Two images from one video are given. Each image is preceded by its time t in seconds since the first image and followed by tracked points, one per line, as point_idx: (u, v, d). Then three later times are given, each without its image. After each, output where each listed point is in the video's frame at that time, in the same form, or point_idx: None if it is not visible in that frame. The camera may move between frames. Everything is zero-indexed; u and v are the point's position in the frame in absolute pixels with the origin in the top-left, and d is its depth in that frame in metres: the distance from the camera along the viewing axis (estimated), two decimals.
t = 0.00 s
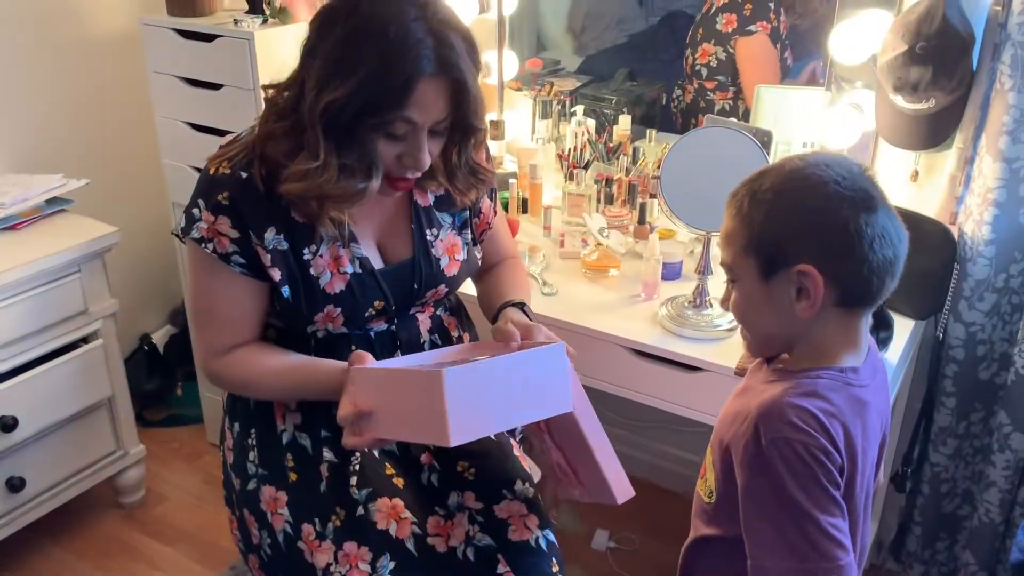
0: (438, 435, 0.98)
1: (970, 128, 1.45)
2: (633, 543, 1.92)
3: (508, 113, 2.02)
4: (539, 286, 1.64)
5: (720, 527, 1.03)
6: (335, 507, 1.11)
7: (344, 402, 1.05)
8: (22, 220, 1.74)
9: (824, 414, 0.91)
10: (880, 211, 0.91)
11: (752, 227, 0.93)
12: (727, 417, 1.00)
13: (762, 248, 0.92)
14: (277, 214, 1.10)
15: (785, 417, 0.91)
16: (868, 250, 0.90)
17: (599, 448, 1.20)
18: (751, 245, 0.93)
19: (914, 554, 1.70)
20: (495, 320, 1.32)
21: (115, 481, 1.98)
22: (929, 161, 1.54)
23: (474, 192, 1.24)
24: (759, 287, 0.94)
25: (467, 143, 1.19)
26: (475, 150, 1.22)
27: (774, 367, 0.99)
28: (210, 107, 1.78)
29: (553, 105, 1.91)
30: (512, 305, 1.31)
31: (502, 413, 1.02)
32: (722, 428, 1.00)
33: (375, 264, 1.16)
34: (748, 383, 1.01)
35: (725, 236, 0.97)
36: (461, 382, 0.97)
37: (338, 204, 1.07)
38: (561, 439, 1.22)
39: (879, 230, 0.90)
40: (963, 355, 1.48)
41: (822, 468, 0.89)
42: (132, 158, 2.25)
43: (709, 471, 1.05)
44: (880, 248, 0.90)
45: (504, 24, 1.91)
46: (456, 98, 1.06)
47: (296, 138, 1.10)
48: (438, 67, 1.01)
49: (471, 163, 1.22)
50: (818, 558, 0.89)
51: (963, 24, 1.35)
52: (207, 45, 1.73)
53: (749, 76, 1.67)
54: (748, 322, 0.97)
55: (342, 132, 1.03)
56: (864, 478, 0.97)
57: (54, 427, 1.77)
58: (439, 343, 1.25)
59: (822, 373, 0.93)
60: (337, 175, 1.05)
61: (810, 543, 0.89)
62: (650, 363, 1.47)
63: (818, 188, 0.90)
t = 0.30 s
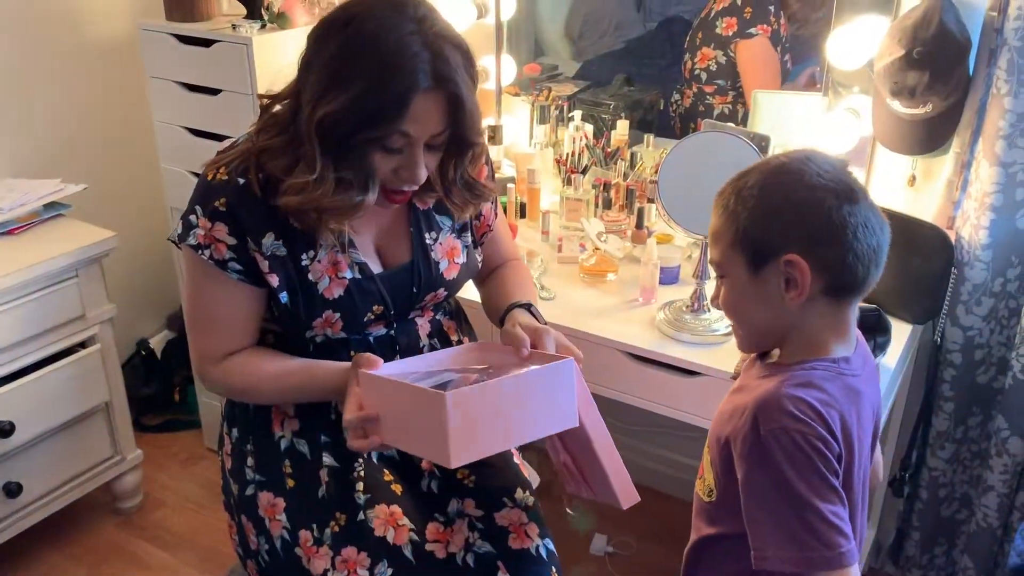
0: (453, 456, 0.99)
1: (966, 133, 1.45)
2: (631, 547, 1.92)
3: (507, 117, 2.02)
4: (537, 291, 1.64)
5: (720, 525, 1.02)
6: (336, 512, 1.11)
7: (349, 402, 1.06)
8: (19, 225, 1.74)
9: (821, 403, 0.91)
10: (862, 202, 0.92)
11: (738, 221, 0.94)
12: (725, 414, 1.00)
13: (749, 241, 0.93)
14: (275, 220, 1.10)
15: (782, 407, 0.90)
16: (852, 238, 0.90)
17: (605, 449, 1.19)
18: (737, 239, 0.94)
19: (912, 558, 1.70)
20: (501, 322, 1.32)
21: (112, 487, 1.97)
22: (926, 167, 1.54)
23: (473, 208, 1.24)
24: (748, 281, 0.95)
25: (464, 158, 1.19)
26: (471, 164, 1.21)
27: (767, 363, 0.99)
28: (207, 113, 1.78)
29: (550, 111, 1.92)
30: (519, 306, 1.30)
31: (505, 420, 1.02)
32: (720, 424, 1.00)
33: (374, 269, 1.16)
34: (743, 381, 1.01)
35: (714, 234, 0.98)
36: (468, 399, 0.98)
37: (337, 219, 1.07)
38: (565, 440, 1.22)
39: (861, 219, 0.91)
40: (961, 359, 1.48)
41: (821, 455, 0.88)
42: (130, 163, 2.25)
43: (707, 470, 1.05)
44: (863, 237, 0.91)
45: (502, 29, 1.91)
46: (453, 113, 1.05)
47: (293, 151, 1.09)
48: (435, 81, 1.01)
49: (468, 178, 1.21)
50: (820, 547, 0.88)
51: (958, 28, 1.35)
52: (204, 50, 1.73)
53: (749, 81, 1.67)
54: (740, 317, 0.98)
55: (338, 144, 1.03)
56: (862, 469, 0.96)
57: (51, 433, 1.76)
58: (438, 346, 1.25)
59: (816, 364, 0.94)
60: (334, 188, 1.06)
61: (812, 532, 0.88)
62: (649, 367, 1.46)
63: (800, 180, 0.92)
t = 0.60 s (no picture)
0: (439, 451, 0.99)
1: (967, 133, 1.45)
2: (630, 549, 1.91)
3: (506, 118, 2.01)
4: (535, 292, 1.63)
5: (715, 525, 1.02)
6: (325, 515, 1.11)
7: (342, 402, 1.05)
8: (17, 225, 1.73)
9: (814, 402, 0.90)
10: (850, 198, 0.91)
11: (726, 218, 0.93)
12: (717, 416, 0.99)
13: (737, 237, 0.92)
14: (268, 221, 1.10)
15: (775, 407, 0.90)
16: (840, 234, 0.90)
17: (607, 450, 1.19)
18: (726, 235, 0.93)
19: (912, 560, 1.69)
20: (500, 324, 1.31)
21: (109, 488, 1.97)
22: (926, 166, 1.53)
23: (468, 213, 1.24)
24: (737, 278, 0.94)
25: (458, 162, 1.19)
26: (466, 169, 1.21)
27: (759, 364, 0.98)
28: (206, 113, 1.78)
29: (549, 111, 1.91)
30: (516, 308, 1.30)
31: (495, 420, 1.01)
32: (713, 427, 0.99)
33: (368, 271, 1.15)
34: (735, 383, 1.01)
35: (703, 231, 0.97)
36: (451, 394, 0.97)
37: (325, 222, 1.05)
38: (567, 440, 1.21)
39: (849, 215, 0.91)
40: (961, 361, 1.48)
41: (816, 454, 0.88)
42: (129, 164, 2.25)
43: (700, 472, 1.04)
44: (851, 232, 0.90)
45: (501, 29, 1.91)
46: (445, 118, 1.04)
47: (285, 153, 1.09)
48: (427, 86, 1.00)
49: (461, 183, 1.22)
50: (817, 546, 0.87)
51: (959, 28, 1.35)
52: (202, 50, 1.72)
53: (751, 82, 1.66)
54: (731, 315, 0.97)
55: (327, 148, 1.02)
56: (855, 466, 0.96)
57: (47, 434, 1.76)
58: (434, 349, 1.24)
59: (807, 362, 0.93)
60: (323, 191, 1.05)
61: (809, 532, 0.88)
62: (648, 368, 1.46)
63: (787, 176, 0.91)
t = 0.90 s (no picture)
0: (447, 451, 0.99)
1: (972, 136, 1.45)
2: (633, 550, 1.91)
3: (511, 119, 2.02)
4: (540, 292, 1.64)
5: (714, 526, 1.02)
6: (319, 513, 1.11)
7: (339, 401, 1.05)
8: (25, 223, 1.74)
9: (810, 404, 0.90)
10: (844, 202, 0.92)
11: (720, 220, 0.94)
12: (714, 420, 0.99)
13: (732, 240, 0.93)
14: (271, 221, 1.10)
15: (772, 410, 0.90)
16: (834, 238, 0.90)
17: (619, 441, 1.19)
18: (721, 238, 0.94)
19: (914, 562, 1.69)
20: (502, 324, 1.31)
21: (114, 485, 1.97)
22: (931, 169, 1.54)
23: (473, 218, 1.24)
24: (732, 281, 0.94)
25: (461, 170, 1.18)
26: (470, 176, 1.21)
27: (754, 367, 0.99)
28: (212, 112, 1.79)
29: (554, 112, 1.91)
30: (518, 308, 1.30)
31: (492, 422, 1.01)
32: (710, 431, 0.99)
33: (371, 272, 1.16)
34: (731, 386, 1.01)
35: (697, 233, 0.97)
36: (448, 397, 0.97)
37: (329, 228, 1.07)
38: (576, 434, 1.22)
39: (843, 219, 0.91)
40: (965, 363, 1.48)
41: (814, 456, 0.88)
42: (136, 163, 2.25)
43: (698, 475, 1.04)
44: (846, 236, 0.91)
45: (507, 30, 1.91)
46: (448, 131, 1.04)
47: (290, 157, 1.09)
48: (430, 97, 1.00)
49: (463, 190, 1.21)
50: (817, 547, 0.88)
51: (964, 31, 1.35)
52: (208, 49, 1.73)
53: (756, 83, 1.67)
54: (725, 315, 0.98)
55: (331, 156, 1.03)
56: (851, 467, 0.96)
57: (54, 431, 1.76)
58: (436, 350, 1.24)
59: (802, 365, 0.94)
60: (326, 198, 1.06)
61: (809, 532, 0.88)
62: (652, 368, 1.46)
63: (781, 181, 0.91)
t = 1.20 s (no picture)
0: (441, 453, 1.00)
1: (980, 140, 1.45)
2: (636, 551, 1.91)
3: (519, 119, 2.02)
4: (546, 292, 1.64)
5: (710, 527, 1.01)
6: (316, 506, 1.12)
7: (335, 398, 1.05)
8: (34, 218, 1.75)
9: (796, 401, 0.91)
10: (831, 203, 0.92)
11: (708, 221, 0.94)
12: (706, 421, 1.00)
13: (720, 241, 0.93)
14: (280, 214, 1.11)
15: (757, 407, 0.90)
16: (820, 238, 0.91)
17: (614, 444, 1.20)
18: (709, 239, 0.94)
19: (918, 567, 1.68)
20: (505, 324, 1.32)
21: (120, 480, 1.98)
22: (938, 173, 1.54)
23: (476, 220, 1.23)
24: (721, 282, 0.95)
25: (466, 172, 1.17)
26: (474, 179, 1.20)
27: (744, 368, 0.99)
28: (222, 110, 1.80)
29: (562, 113, 1.92)
30: (520, 309, 1.29)
31: (483, 421, 1.02)
32: (702, 433, 1.00)
33: (377, 268, 1.16)
34: (722, 387, 1.01)
35: (687, 234, 0.98)
36: (437, 398, 0.98)
37: (331, 224, 1.08)
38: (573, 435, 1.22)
39: (829, 220, 0.91)
40: (970, 368, 1.48)
41: (799, 451, 0.88)
42: (146, 159, 2.27)
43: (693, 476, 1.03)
44: (833, 238, 0.91)
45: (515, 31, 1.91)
46: (451, 134, 1.04)
47: (298, 154, 1.11)
48: (433, 101, 1.00)
49: (468, 192, 1.20)
50: (807, 542, 0.87)
51: (973, 36, 1.35)
52: (219, 47, 1.74)
53: (763, 86, 1.67)
54: (714, 315, 0.98)
55: (334, 154, 1.03)
56: (841, 466, 0.96)
57: (61, 425, 1.77)
58: (441, 347, 1.24)
59: (789, 363, 0.94)
60: (330, 195, 1.06)
61: (798, 528, 0.87)
62: (658, 369, 1.47)
63: (768, 182, 0.92)
